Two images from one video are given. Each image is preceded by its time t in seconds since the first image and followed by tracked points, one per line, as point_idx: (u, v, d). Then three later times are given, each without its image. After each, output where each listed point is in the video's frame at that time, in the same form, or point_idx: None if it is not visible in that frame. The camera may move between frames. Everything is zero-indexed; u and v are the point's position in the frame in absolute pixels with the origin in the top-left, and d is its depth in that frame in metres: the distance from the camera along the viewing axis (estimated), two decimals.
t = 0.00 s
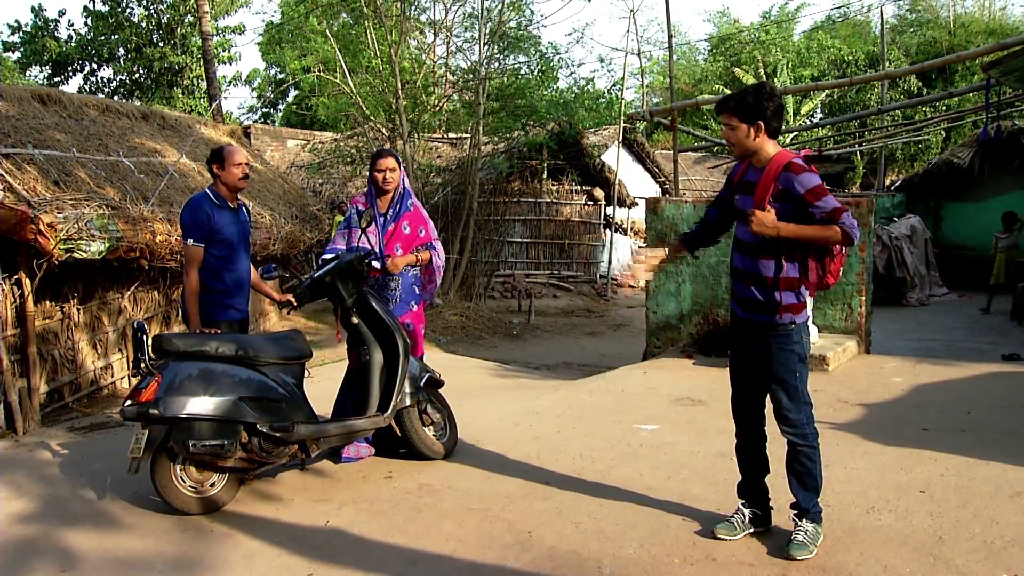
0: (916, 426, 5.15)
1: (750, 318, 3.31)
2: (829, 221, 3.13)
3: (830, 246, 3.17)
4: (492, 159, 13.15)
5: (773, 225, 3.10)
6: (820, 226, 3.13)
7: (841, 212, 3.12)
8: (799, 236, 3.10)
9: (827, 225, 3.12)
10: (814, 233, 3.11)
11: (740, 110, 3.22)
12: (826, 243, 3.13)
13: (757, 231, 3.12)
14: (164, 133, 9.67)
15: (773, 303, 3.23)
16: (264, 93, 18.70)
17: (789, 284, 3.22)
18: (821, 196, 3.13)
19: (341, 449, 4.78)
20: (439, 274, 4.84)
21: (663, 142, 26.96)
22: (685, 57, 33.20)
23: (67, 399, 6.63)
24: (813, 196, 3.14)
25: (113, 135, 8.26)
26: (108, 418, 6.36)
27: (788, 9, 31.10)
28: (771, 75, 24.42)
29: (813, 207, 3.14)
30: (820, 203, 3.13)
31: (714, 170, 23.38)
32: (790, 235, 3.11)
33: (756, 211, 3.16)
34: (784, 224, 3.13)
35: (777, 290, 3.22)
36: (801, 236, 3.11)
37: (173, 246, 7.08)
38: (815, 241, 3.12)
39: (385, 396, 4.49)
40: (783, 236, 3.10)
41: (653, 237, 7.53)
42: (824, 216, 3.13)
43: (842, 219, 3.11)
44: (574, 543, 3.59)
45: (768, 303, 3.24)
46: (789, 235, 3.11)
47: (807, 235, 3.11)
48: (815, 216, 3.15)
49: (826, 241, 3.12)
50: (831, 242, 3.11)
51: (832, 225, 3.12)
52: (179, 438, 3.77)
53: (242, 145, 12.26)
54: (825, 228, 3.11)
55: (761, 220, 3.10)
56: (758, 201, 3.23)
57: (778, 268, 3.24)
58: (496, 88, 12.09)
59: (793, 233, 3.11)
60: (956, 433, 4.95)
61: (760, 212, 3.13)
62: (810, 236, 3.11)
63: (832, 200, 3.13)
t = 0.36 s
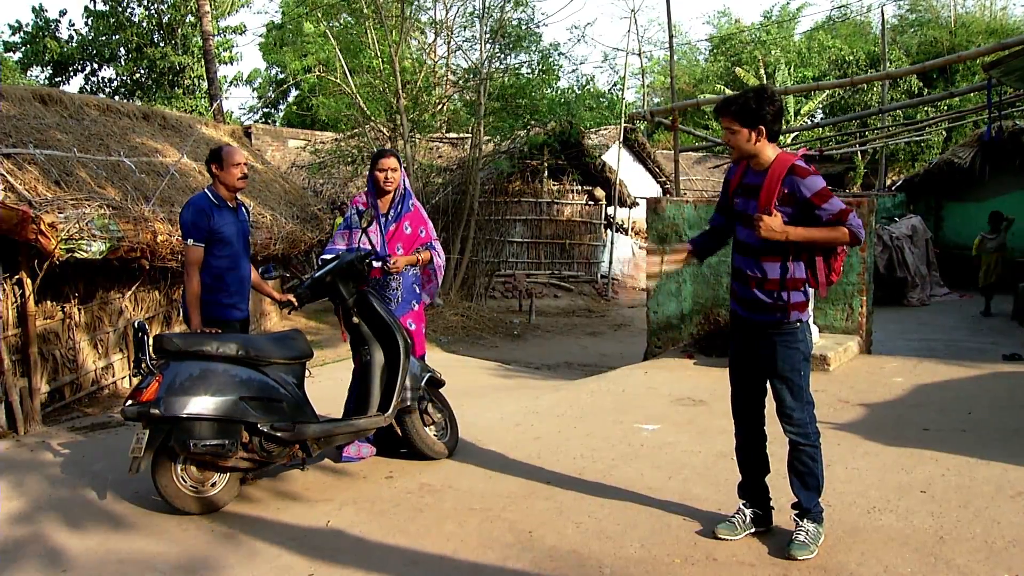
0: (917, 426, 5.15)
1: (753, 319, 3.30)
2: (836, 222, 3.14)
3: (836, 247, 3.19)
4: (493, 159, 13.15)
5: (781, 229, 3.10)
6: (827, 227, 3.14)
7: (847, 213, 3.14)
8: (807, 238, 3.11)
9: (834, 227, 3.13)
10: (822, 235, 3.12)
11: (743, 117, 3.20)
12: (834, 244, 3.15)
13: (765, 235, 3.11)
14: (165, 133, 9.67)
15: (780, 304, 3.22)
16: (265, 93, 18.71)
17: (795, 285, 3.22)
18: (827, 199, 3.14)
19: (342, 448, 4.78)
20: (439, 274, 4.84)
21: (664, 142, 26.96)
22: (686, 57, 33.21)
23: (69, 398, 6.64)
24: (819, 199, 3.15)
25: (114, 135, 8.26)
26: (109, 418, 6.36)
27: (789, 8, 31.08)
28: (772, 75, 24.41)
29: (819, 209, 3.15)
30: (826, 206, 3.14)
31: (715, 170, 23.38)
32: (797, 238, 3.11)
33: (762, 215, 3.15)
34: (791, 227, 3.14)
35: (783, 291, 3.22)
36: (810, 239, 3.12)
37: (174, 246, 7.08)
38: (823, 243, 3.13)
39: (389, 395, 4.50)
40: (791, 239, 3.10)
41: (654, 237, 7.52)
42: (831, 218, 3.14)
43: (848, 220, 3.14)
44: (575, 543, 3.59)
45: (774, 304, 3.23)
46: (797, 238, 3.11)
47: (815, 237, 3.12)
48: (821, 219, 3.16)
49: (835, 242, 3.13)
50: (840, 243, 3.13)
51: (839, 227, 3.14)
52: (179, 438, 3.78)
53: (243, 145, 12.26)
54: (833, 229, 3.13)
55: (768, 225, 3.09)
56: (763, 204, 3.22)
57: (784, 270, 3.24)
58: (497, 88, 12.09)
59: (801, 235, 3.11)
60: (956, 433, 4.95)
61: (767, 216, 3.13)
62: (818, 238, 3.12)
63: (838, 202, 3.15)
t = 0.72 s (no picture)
0: (922, 426, 5.15)
1: (756, 319, 3.30)
2: (837, 222, 3.14)
3: (839, 246, 3.18)
4: (497, 159, 13.16)
5: (782, 228, 3.11)
6: (829, 226, 3.13)
7: (849, 212, 3.14)
8: (807, 238, 3.11)
9: (836, 226, 3.13)
10: (824, 234, 3.12)
11: (745, 109, 3.21)
12: (835, 243, 3.15)
13: (766, 234, 3.12)
14: (170, 133, 9.69)
15: (783, 305, 3.22)
16: (269, 93, 18.73)
17: (797, 285, 3.22)
18: (828, 197, 3.14)
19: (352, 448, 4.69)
20: (437, 274, 4.84)
21: (668, 142, 26.94)
22: (691, 57, 33.19)
23: (74, 398, 6.66)
24: (820, 197, 3.14)
25: (119, 135, 8.27)
26: (114, 418, 6.37)
27: (794, 9, 31.04)
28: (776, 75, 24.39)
29: (820, 208, 3.14)
30: (827, 205, 3.14)
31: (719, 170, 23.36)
32: (798, 237, 3.11)
33: (763, 214, 3.15)
34: (792, 226, 3.14)
35: (785, 291, 3.22)
36: (810, 238, 3.12)
37: (179, 246, 7.09)
38: (825, 241, 3.13)
39: (391, 395, 4.49)
40: (792, 238, 3.11)
41: (658, 237, 7.52)
42: (832, 217, 3.14)
43: (850, 219, 3.14)
44: (579, 543, 3.59)
45: (777, 304, 3.23)
46: (797, 237, 3.12)
47: (816, 236, 3.12)
48: (822, 218, 3.15)
49: (836, 241, 3.13)
50: (841, 241, 3.13)
51: (841, 225, 3.13)
52: (184, 438, 3.78)
53: (248, 145, 12.28)
54: (835, 228, 3.12)
55: (769, 224, 3.11)
56: (765, 204, 3.22)
57: (786, 269, 3.24)
58: (501, 88, 12.10)
59: (802, 234, 3.11)
60: (961, 434, 4.95)
61: (768, 215, 3.13)
62: (819, 238, 3.12)
63: (839, 201, 3.14)
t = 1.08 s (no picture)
0: (929, 427, 5.13)
1: (761, 319, 3.30)
2: (841, 218, 3.13)
3: (843, 243, 3.15)
4: (502, 159, 13.17)
5: (785, 223, 3.06)
6: (833, 222, 3.12)
7: (852, 209, 3.13)
8: (808, 233, 3.08)
9: (839, 222, 3.11)
10: (826, 230, 3.09)
11: (764, 101, 3.23)
12: (837, 241, 3.12)
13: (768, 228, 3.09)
14: (177, 133, 9.70)
15: (786, 303, 3.22)
16: (276, 93, 18.76)
17: (800, 284, 3.21)
18: (832, 193, 3.13)
19: (357, 448, 4.68)
20: (438, 272, 4.84)
21: (674, 142, 26.92)
22: (697, 57, 33.17)
23: (81, 398, 6.67)
24: (824, 193, 3.14)
25: (126, 135, 8.29)
26: (121, 417, 6.39)
27: (801, 8, 31.00)
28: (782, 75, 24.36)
29: (825, 203, 3.14)
30: (832, 200, 3.14)
31: (724, 170, 23.34)
32: (800, 233, 3.08)
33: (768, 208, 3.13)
34: (795, 221, 3.10)
35: (788, 289, 3.22)
36: (813, 233, 3.09)
37: (185, 245, 7.11)
38: (826, 238, 3.11)
39: (396, 395, 4.49)
40: (795, 232, 3.08)
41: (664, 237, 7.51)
42: (836, 212, 3.13)
43: (854, 216, 3.12)
44: (585, 543, 3.59)
45: (780, 303, 3.23)
46: (798, 233, 3.09)
47: (819, 231, 3.09)
48: (827, 213, 3.15)
49: (838, 238, 3.11)
50: (844, 238, 3.10)
51: (844, 222, 3.12)
52: (191, 437, 3.79)
53: (254, 145, 12.29)
54: (836, 225, 3.10)
55: (772, 217, 3.06)
56: (772, 198, 3.22)
57: (790, 266, 3.23)
58: (507, 87, 12.10)
59: (804, 229, 3.09)
60: (968, 434, 4.93)
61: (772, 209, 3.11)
62: (822, 233, 3.09)
63: (843, 198, 3.13)
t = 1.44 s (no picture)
0: (934, 427, 5.12)
1: (767, 319, 3.30)
2: (845, 216, 3.12)
3: (847, 241, 3.14)
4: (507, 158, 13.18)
5: (789, 221, 3.09)
6: (836, 221, 3.11)
7: (857, 207, 3.12)
8: (813, 231, 3.08)
9: (843, 220, 3.10)
10: (830, 229, 3.08)
11: (767, 102, 3.21)
12: (841, 239, 3.11)
13: (772, 226, 3.11)
14: (182, 133, 9.72)
15: (793, 303, 3.21)
16: (280, 93, 18.78)
17: (805, 283, 3.21)
18: (836, 191, 3.12)
19: (359, 447, 4.75)
20: (440, 272, 4.86)
21: (678, 142, 26.90)
22: (701, 57, 33.14)
23: (86, 397, 6.69)
24: (828, 191, 3.13)
25: (130, 135, 8.30)
26: (126, 416, 6.41)
27: (806, 8, 30.97)
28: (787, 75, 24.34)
29: (829, 201, 3.13)
30: (835, 198, 3.13)
31: (729, 170, 23.30)
32: (804, 231, 3.08)
33: (771, 207, 3.14)
34: (799, 219, 3.11)
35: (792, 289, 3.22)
36: (816, 232, 3.09)
37: (190, 245, 7.12)
38: (830, 236, 3.10)
39: (401, 394, 4.49)
40: (798, 231, 3.08)
41: (668, 236, 7.50)
42: (840, 211, 3.12)
43: (858, 214, 3.10)
44: (590, 543, 3.59)
45: (787, 303, 3.23)
46: (801, 230, 3.09)
47: (821, 230, 3.08)
48: (831, 212, 3.14)
49: (842, 237, 3.09)
50: (847, 236, 3.09)
51: (849, 220, 3.10)
52: (196, 436, 3.79)
53: (259, 144, 12.30)
54: (841, 223, 3.09)
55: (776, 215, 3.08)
56: (776, 199, 3.22)
57: (795, 265, 3.23)
58: (511, 87, 12.11)
59: (808, 228, 3.08)
60: (974, 434, 4.92)
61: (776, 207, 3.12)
62: (825, 232, 3.08)
63: (847, 196, 3.12)
